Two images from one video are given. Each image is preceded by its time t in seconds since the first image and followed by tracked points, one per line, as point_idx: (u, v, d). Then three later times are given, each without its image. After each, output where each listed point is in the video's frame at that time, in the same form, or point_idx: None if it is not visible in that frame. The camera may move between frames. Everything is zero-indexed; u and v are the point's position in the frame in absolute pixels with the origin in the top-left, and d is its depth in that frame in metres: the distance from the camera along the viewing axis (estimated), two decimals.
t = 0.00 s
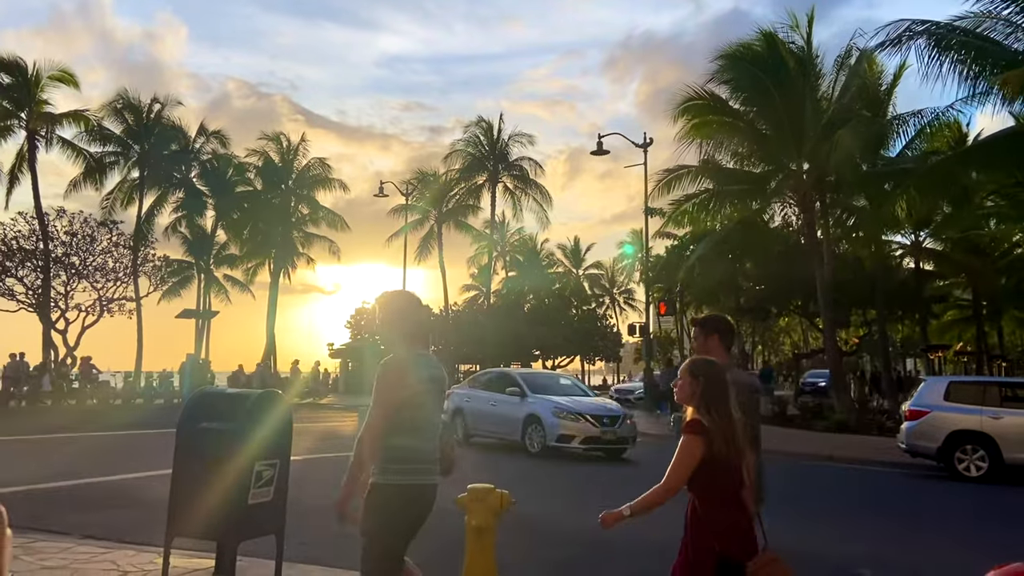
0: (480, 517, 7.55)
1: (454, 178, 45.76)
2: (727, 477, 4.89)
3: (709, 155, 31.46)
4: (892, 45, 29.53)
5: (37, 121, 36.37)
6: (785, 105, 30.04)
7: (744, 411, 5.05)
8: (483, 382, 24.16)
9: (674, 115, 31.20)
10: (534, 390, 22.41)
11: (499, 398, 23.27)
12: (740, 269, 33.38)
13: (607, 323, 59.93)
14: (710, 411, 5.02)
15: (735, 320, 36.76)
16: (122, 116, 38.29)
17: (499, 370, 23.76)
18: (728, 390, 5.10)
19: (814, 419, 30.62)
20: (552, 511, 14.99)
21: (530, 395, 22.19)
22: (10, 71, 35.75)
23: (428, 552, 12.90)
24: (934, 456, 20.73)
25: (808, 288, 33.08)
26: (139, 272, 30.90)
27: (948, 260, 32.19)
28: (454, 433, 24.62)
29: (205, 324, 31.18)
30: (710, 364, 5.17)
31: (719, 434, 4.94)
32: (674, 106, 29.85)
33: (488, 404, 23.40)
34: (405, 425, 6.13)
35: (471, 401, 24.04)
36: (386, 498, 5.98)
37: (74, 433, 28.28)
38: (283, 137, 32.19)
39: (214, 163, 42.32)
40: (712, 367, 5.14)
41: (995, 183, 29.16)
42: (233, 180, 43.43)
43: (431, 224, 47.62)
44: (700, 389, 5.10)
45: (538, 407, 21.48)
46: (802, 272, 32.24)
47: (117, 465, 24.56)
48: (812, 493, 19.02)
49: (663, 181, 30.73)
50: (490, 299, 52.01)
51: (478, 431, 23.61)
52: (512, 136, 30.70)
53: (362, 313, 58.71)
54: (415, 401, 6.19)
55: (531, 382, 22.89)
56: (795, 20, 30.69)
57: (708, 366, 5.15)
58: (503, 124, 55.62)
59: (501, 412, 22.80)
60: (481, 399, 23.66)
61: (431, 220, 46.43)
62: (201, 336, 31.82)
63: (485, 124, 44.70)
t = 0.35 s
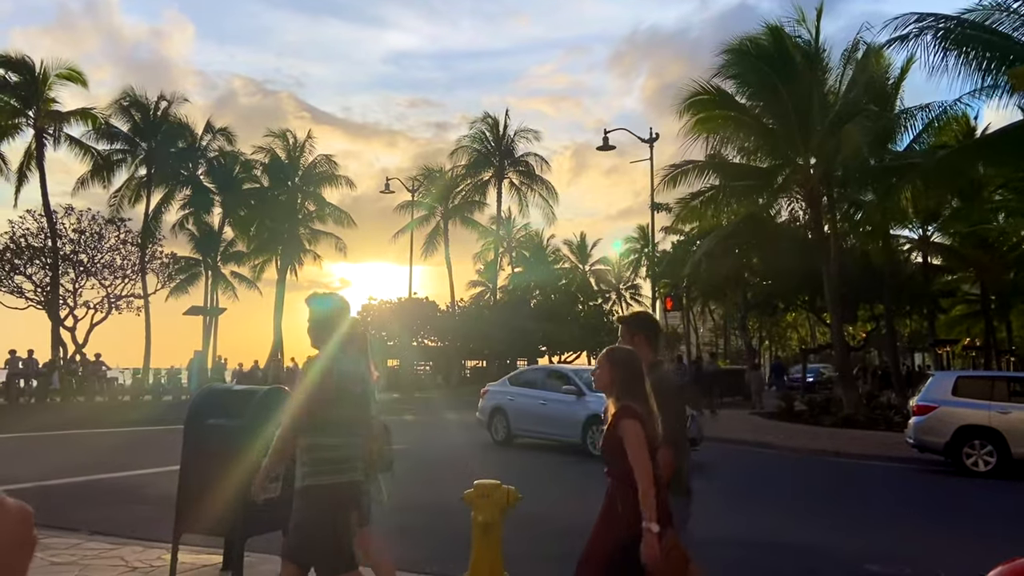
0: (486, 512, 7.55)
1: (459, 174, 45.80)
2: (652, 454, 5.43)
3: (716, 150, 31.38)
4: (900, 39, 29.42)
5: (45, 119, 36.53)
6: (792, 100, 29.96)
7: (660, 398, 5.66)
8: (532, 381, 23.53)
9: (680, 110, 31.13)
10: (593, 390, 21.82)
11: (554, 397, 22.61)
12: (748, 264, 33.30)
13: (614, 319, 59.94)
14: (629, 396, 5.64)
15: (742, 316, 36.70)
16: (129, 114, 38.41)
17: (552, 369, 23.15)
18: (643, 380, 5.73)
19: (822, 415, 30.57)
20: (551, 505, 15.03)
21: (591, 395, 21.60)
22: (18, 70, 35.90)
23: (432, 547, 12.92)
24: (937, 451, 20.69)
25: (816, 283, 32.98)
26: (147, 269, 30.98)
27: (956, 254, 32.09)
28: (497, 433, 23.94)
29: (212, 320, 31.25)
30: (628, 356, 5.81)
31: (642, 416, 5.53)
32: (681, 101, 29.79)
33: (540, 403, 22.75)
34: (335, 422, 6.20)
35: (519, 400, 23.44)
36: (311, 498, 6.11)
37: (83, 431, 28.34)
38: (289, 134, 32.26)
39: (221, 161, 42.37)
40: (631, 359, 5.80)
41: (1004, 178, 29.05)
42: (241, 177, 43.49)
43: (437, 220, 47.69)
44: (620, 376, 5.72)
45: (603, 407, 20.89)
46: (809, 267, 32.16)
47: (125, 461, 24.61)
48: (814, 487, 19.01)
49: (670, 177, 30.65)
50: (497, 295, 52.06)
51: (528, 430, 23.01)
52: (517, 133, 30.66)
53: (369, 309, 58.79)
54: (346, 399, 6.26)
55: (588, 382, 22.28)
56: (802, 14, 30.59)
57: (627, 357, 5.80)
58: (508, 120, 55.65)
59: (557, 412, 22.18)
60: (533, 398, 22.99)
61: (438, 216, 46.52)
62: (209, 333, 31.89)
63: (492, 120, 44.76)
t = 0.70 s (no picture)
0: (488, 511, 7.47)
1: (463, 173, 45.83)
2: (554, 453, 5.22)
3: (720, 148, 31.37)
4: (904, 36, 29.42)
5: (49, 120, 36.50)
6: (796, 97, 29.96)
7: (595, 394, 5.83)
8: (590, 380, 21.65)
9: (684, 109, 31.08)
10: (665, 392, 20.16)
11: (620, 399, 20.79)
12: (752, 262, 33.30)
13: (618, 318, 59.89)
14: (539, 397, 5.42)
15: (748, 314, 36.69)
16: (134, 114, 38.37)
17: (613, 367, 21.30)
18: (557, 378, 5.52)
19: (827, 412, 30.56)
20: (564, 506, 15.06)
21: (663, 396, 19.95)
22: (24, 71, 35.89)
23: (445, 547, 12.89)
24: (947, 451, 20.67)
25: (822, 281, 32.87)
26: (152, 269, 30.97)
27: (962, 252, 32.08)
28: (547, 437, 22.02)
29: (218, 321, 31.24)
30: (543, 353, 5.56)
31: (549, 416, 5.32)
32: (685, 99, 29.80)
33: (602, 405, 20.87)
34: (268, 414, 5.90)
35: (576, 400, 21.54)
36: (246, 496, 5.75)
37: (90, 431, 28.32)
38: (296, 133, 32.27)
39: (225, 160, 42.32)
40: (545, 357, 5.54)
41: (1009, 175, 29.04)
42: (244, 177, 43.37)
43: (441, 220, 47.68)
44: (533, 373, 5.49)
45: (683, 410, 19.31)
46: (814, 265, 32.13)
47: (132, 462, 24.57)
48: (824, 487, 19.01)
49: (675, 175, 30.62)
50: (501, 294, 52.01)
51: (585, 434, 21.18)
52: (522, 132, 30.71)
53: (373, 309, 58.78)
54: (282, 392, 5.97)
55: (658, 382, 20.57)
56: (805, 12, 30.59)
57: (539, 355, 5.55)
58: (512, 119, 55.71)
59: (626, 414, 20.40)
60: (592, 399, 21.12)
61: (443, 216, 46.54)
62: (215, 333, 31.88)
63: (496, 119, 44.74)
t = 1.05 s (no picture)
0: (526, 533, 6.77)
1: (470, 169, 44.47)
2: (459, 454, 5.77)
3: (739, 142, 29.99)
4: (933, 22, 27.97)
5: (40, 116, 35.41)
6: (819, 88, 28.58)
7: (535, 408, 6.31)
8: (669, 388, 19.10)
9: (701, 101, 29.70)
10: (767, 401, 17.70)
11: (708, 409, 18.23)
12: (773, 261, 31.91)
13: (632, 319, 58.45)
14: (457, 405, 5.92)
15: (769, 316, 35.26)
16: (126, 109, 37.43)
17: (698, 373, 18.76)
18: (480, 380, 6.01)
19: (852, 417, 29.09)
20: (569, 518, 13.73)
21: (765, 407, 17.51)
22: (13, 64, 34.79)
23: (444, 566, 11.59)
24: (980, 455, 19.18)
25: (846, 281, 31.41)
26: (147, 271, 29.78)
27: (995, 249, 30.58)
28: (621, 454, 19.51)
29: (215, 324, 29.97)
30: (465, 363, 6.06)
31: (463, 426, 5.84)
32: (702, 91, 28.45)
33: (689, 417, 18.33)
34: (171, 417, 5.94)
35: (655, 411, 19.01)
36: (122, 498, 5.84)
37: (79, 440, 27.08)
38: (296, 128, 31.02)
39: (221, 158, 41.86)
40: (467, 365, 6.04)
41: None
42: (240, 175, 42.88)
43: (447, 217, 46.31)
44: (454, 380, 6.03)
45: (794, 422, 16.96)
46: (838, 263, 30.72)
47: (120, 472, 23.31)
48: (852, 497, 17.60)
49: (692, 170, 29.27)
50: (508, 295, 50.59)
51: (666, 449, 18.67)
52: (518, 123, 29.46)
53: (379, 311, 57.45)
54: (182, 396, 6.00)
55: (751, 389, 18.06)
56: None
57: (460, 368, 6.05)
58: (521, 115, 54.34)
59: (720, 427, 17.86)
60: (676, 410, 18.58)
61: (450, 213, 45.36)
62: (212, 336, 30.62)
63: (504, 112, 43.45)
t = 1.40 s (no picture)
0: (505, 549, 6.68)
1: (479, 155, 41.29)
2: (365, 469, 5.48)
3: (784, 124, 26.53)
4: None
5: None
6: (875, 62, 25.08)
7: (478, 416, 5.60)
8: (800, 407, 16.24)
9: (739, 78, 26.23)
10: (940, 424, 14.93)
11: (860, 433, 15.34)
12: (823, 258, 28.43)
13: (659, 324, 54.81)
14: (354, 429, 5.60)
15: (817, 321, 31.70)
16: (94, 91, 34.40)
17: (840, 389, 15.89)
18: (391, 389, 5.67)
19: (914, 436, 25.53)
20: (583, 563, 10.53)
21: (939, 431, 14.76)
22: None
23: None
24: None
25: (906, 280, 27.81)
26: (118, 271, 26.63)
27: None
28: (740, 486, 16.42)
29: (193, 331, 26.77)
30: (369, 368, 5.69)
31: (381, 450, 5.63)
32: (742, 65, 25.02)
33: (837, 441, 15.43)
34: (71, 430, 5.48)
35: (789, 435, 16.04)
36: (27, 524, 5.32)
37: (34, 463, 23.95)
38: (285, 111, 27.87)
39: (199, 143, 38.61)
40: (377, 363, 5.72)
41: None
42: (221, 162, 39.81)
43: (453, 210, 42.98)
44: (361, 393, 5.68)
45: (979, 448, 14.25)
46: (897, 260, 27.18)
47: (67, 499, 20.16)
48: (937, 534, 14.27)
49: (731, 156, 25.84)
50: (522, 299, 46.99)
51: (806, 479, 15.74)
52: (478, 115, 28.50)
53: (372, 315, 53.96)
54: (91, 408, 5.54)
55: (914, 409, 15.24)
56: None
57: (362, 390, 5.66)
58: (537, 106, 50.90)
59: (881, 455, 14.99)
60: (818, 434, 15.66)
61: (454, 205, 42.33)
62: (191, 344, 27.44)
63: (515, 91, 40.25)
